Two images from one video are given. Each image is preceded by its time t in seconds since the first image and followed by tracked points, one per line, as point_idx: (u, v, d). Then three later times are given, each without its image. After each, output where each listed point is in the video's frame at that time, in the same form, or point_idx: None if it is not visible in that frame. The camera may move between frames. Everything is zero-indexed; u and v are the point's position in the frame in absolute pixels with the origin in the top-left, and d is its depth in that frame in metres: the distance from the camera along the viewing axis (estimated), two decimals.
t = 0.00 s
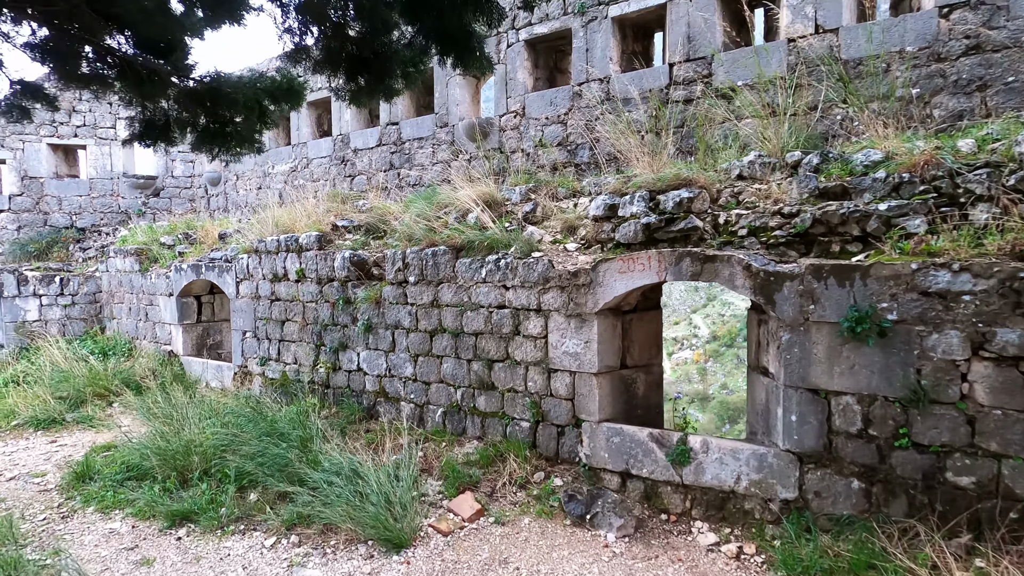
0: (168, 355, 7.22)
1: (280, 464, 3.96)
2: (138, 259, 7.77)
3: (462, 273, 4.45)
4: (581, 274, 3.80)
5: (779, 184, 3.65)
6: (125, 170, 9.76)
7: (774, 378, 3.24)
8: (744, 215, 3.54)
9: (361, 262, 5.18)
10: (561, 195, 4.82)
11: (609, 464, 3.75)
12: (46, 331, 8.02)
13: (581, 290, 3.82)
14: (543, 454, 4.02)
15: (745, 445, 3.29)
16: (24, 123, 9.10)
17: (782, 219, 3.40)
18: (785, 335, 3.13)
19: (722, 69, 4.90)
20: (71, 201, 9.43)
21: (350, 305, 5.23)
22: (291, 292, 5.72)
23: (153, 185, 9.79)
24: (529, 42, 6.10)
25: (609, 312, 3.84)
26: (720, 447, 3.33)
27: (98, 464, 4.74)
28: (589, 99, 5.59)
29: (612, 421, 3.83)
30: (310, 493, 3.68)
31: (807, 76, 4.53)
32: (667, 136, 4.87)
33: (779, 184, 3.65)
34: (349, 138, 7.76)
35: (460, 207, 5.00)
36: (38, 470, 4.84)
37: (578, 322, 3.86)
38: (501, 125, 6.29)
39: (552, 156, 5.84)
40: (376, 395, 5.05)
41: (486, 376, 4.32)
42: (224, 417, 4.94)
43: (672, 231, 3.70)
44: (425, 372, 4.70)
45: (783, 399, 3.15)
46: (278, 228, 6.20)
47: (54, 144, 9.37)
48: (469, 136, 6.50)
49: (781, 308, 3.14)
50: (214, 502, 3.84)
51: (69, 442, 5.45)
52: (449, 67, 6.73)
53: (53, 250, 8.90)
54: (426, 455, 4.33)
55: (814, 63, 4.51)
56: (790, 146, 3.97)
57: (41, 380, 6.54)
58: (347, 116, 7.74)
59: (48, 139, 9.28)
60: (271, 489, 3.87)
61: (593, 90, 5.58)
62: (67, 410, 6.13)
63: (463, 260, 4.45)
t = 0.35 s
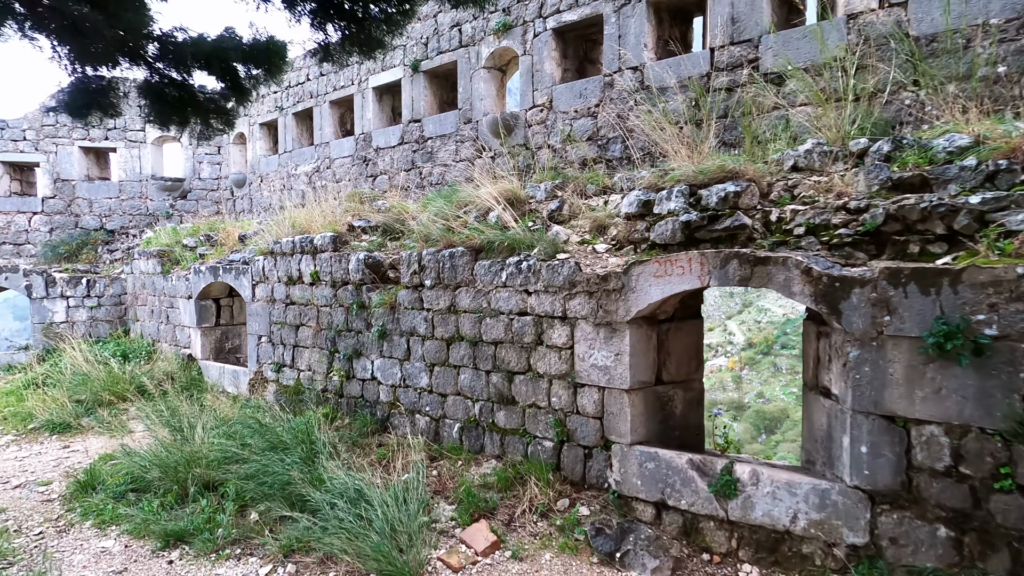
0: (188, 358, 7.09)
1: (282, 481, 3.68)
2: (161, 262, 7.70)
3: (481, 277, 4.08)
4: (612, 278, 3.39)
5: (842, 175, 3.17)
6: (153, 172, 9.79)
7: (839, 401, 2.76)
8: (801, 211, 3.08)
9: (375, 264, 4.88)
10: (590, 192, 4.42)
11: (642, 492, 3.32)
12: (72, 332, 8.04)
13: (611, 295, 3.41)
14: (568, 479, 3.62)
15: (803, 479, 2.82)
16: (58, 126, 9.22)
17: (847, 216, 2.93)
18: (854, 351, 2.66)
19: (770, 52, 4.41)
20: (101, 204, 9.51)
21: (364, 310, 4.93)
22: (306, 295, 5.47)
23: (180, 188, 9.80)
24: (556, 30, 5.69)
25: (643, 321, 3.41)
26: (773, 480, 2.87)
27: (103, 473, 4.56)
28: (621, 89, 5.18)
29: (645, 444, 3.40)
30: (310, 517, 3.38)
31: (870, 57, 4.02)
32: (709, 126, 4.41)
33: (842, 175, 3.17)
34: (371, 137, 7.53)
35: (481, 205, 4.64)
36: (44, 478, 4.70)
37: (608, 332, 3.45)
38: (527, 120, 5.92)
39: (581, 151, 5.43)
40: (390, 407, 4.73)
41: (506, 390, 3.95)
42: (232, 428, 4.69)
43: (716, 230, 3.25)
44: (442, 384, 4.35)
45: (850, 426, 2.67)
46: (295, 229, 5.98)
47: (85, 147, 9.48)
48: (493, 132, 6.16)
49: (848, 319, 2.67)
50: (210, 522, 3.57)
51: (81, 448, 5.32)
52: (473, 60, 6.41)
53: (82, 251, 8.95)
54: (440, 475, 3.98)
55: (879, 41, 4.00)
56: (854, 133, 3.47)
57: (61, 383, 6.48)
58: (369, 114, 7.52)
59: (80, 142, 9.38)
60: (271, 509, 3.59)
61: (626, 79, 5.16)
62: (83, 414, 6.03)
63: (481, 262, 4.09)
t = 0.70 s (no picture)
0: (246, 371, 7.15)
1: (314, 516, 3.46)
2: (225, 274, 7.88)
3: (532, 294, 3.69)
4: (681, 297, 2.91)
5: (978, 173, 2.55)
6: (224, 188, 10.16)
7: (983, 460, 2.15)
8: (924, 218, 2.49)
9: (422, 279, 4.62)
10: (656, 200, 3.94)
11: (719, 554, 2.79)
12: (145, 341, 8.39)
13: (680, 318, 2.92)
14: (630, 529, 3.13)
15: (933, 557, 2.22)
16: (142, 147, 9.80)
17: (989, 223, 2.32)
18: (1006, 398, 2.04)
19: (871, 35, 3.78)
20: (177, 219, 9.97)
21: (411, 328, 4.66)
22: (355, 311, 5.30)
23: (249, 203, 10.11)
24: (619, 26, 5.27)
25: (719, 350, 2.90)
26: (892, 556, 2.28)
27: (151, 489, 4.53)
28: (691, 86, 4.67)
29: (722, 496, 2.87)
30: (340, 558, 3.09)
31: (1004, 33, 3.33)
32: (796, 123, 3.83)
33: (978, 173, 2.55)
34: (427, 148, 7.37)
35: (534, 216, 4.27)
36: (100, 490, 4.75)
37: (676, 361, 2.96)
38: (587, 124, 5.51)
39: (646, 155, 4.95)
40: (436, 432, 4.41)
41: (559, 421, 3.52)
42: (273, 449, 4.56)
43: (811, 241, 2.71)
44: (490, 410, 3.98)
45: (1001, 496, 2.05)
46: (346, 243, 5.86)
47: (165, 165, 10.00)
48: (550, 139, 5.80)
49: (1000, 356, 2.05)
50: (241, 555, 3.35)
51: (139, 460, 5.39)
52: (529, 64, 6.09)
53: (159, 264, 9.39)
54: (485, 513, 3.61)
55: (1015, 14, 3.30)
56: (988, 122, 2.82)
57: (130, 393, 6.69)
58: (425, 125, 7.37)
59: (160, 160, 9.89)
60: (302, 544, 3.34)
61: (697, 75, 4.65)
62: (145, 424, 6.16)
63: (532, 278, 3.70)
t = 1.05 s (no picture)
0: (310, 380, 7.17)
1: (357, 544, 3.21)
2: (293, 284, 8.01)
3: (596, 305, 3.29)
4: (775, 310, 2.42)
5: None
6: (297, 201, 10.48)
7: None
8: None
9: (479, 289, 4.33)
10: (740, 199, 3.45)
11: None
12: (221, 348, 8.70)
13: (775, 335, 2.43)
14: None
15: None
16: (224, 162, 10.31)
17: None
18: None
19: None
20: (254, 230, 10.37)
21: (467, 340, 4.38)
22: (411, 321, 5.10)
23: (319, 214, 10.35)
24: (696, 12, 4.79)
25: (825, 374, 2.38)
26: None
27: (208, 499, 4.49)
28: (781, 70, 4.12)
29: (831, 555, 2.33)
30: None
31: None
32: (916, 104, 3.22)
33: None
34: (489, 154, 7.15)
35: (599, 219, 3.87)
36: (163, 496, 4.79)
37: (770, 387, 2.46)
38: (659, 120, 5.05)
39: (727, 151, 4.43)
40: (491, 454, 4.08)
41: (627, 451, 3.08)
42: (324, 465, 4.40)
43: (950, 241, 2.16)
44: (549, 434, 3.60)
45: None
46: (405, 251, 5.71)
47: (244, 179, 10.45)
48: (618, 138, 5.38)
49: None
50: None
51: (203, 466, 5.45)
52: (596, 60, 5.72)
53: (236, 274, 9.84)
54: (542, 551, 3.22)
55: None
56: None
57: (202, 398, 6.86)
58: (488, 130, 7.16)
59: (240, 175, 10.35)
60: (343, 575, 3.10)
61: (788, 59, 4.10)
62: (213, 431, 6.26)
63: (597, 286, 3.30)
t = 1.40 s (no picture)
0: (353, 386, 7.03)
1: None
2: (337, 288, 7.92)
3: (651, 313, 2.86)
4: (880, 322, 1.93)
5: None
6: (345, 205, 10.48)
7: None
8: None
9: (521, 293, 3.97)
10: (823, 189, 2.93)
11: None
12: (270, 352, 8.76)
13: (880, 353, 1.94)
14: None
15: None
16: (275, 168, 10.46)
17: None
18: None
19: None
20: (303, 235, 10.45)
21: (507, 349, 4.02)
22: (450, 327, 4.80)
23: (366, 218, 10.31)
24: None
25: (950, 404, 1.87)
26: None
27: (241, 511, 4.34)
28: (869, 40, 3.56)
29: None
30: None
31: None
32: None
33: None
34: (535, 151, 6.80)
35: (654, 215, 3.43)
36: (199, 505, 4.68)
37: (874, 418, 1.98)
38: (722, 105, 4.54)
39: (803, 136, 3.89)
40: (534, 475, 3.71)
41: (689, 484, 2.63)
42: (357, 480, 4.15)
43: None
44: (597, 457, 3.19)
45: None
46: (445, 254, 5.44)
47: (293, 184, 10.56)
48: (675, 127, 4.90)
49: None
50: None
51: (242, 474, 5.35)
52: (650, 44, 5.25)
53: (285, 278, 9.92)
54: None
55: None
56: None
57: (247, 403, 6.84)
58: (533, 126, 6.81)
59: (290, 180, 10.46)
60: None
61: (878, 26, 3.53)
62: (255, 437, 6.19)
63: (652, 291, 2.87)
